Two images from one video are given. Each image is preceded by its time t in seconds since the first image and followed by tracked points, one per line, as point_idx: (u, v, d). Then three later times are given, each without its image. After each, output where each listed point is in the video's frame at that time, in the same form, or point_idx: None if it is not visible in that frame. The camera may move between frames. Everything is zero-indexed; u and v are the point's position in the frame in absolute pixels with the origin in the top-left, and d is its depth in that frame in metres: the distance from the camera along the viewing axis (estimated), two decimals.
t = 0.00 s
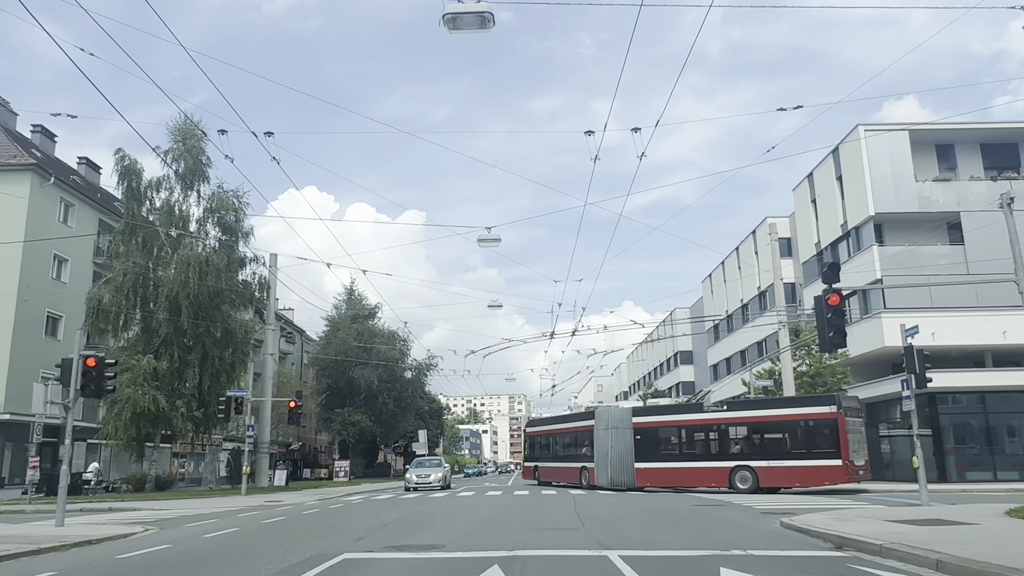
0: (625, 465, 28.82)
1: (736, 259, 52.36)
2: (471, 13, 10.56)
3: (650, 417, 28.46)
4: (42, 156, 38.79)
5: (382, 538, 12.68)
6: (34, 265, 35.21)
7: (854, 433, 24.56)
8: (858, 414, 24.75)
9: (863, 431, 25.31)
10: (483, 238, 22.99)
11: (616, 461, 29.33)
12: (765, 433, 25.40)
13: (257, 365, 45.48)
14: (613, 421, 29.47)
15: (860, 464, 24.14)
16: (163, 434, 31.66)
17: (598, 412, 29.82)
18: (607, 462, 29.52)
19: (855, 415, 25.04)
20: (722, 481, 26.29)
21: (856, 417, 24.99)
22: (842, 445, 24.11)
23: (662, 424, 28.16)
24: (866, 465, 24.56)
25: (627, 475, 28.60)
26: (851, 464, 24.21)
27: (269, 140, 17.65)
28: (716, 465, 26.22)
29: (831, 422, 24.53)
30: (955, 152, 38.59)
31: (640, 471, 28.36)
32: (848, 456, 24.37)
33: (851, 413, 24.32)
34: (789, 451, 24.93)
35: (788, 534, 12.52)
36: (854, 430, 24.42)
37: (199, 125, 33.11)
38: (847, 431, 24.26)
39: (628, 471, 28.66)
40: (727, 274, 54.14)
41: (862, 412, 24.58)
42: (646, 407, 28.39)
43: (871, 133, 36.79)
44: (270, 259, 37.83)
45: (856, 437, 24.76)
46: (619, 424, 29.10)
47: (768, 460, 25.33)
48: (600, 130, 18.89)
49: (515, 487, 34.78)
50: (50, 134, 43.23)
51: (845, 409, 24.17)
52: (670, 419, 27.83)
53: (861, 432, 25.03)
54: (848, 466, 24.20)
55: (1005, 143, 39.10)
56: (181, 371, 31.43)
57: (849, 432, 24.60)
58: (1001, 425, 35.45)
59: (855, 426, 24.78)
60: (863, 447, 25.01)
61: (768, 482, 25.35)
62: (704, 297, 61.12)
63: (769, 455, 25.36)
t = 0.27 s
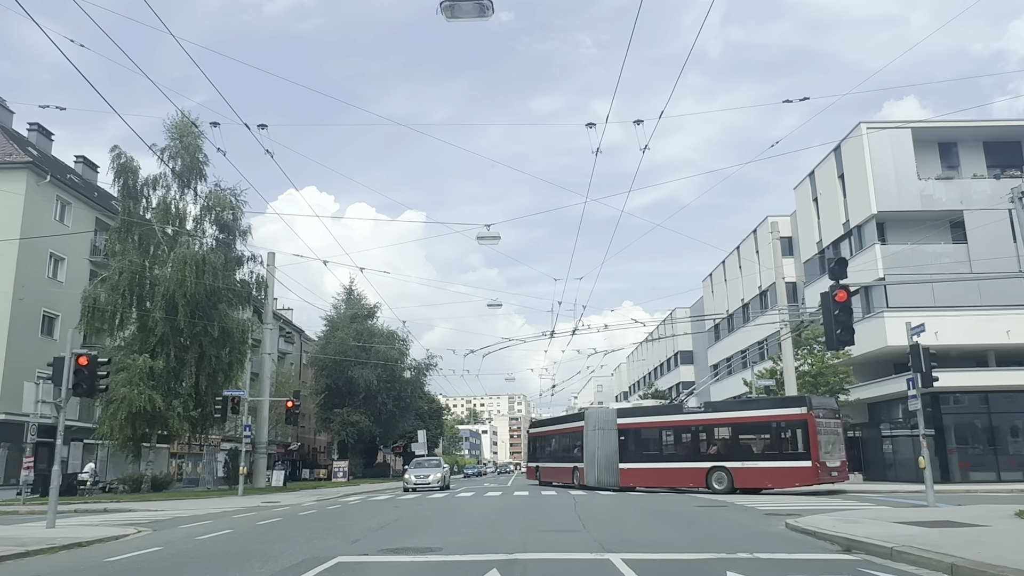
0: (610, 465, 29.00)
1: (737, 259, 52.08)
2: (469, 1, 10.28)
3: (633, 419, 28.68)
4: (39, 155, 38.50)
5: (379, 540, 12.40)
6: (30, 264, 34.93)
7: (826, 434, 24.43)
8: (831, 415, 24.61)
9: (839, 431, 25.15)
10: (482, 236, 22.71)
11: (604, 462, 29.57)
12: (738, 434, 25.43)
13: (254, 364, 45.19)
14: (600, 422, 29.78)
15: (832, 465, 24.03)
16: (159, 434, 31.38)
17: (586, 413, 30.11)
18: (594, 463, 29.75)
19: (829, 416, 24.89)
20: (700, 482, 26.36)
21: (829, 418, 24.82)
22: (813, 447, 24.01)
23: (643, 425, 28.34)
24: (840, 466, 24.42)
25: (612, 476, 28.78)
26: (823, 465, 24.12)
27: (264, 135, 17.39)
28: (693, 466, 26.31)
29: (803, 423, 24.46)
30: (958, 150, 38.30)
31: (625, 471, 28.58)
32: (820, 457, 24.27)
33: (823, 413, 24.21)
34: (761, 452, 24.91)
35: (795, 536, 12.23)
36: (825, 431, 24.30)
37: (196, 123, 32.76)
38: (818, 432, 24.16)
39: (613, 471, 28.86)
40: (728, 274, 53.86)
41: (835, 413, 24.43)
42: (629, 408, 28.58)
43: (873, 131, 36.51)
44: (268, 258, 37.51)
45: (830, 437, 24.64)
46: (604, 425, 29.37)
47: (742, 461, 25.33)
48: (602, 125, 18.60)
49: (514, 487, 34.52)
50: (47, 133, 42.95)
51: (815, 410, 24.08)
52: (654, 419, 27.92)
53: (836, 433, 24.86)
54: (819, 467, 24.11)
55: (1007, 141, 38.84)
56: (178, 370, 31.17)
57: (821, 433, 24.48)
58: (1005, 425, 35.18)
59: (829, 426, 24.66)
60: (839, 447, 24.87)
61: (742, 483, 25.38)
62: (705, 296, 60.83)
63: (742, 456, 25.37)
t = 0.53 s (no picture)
0: (598, 466, 29.11)
1: (737, 258, 51.81)
2: None
3: (619, 420, 28.91)
4: (35, 153, 38.23)
5: (375, 542, 12.12)
6: (26, 262, 34.63)
7: (798, 435, 24.33)
8: (804, 416, 24.47)
9: (815, 432, 24.98)
10: (481, 233, 22.45)
11: (593, 462, 29.68)
12: (712, 435, 25.44)
13: (252, 364, 44.90)
14: (588, 423, 29.93)
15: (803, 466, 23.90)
16: (156, 434, 31.10)
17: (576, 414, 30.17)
18: (584, 463, 29.90)
19: (802, 418, 24.77)
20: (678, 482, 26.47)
21: (802, 419, 24.66)
22: (783, 448, 23.92)
23: (626, 426, 28.54)
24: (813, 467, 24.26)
25: (599, 477, 28.87)
26: (794, 467, 24.02)
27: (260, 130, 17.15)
28: (670, 466, 26.43)
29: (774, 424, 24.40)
30: (960, 149, 38.03)
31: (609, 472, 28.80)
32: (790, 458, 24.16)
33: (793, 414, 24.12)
34: (734, 454, 24.89)
35: (800, 539, 11.94)
36: (795, 432, 24.19)
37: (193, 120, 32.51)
38: (787, 433, 24.05)
39: (599, 471, 29.04)
40: (728, 273, 53.63)
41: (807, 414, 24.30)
42: (614, 409, 28.80)
43: (875, 128, 36.24)
44: (266, 257, 37.27)
45: (803, 439, 24.52)
46: (591, 425, 29.52)
47: (717, 462, 25.32)
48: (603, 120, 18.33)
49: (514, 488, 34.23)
50: (44, 131, 42.69)
51: (784, 411, 24.00)
52: (636, 421, 28.13)
53: (810, 434, 24.70)
54: (790, 468, 23.99)
55: (1010, 139, 38.57)
56: (174, 369, 30.91)
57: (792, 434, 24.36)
58: (1008, 425, 34.92)
59: (802, 428, 24.56)
60: (814, 448, 24.72)
61: (718, 484, 25.37)
62: (705, 296, 60.58)
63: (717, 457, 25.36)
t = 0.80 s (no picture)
0: (586, 466, 29.53)
1: (738, 257, 51.58)
2: None
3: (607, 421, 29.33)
4: (32, 152, 37.97)
5: (371, 545, 11.87)
6: (23, 261, 34.35)
7: (768, 435, 24.31)
8: (775, 416, 24.46)
9: (791, 432, 24.90)
10: (480, 231, 22.21)
11: (582, 463, 29.96)
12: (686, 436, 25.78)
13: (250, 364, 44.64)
14: (576, 425, 30.26)
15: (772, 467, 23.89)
16: (152, 434, 30.85)
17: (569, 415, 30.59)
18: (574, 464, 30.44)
19: (776, 418, 24.71)
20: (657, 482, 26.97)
21: (774, 419, 24.61)
22: (751, 448, 23.99)
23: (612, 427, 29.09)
24: (784, 467, 24.20)
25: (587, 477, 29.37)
26: (763, 467, 24.05)
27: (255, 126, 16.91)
28: (649, 467, 26.92)
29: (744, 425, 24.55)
30: (964, 147, 37.74)
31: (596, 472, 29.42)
32: (760, 458, 24.20)
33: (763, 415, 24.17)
34: (706, 454, 25.22)
35: (806, 540, 11.69)
36: (764, 432, 24.21)
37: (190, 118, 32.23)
38: (755, 433, 24.08)
39: (588, 472, 29.58)
40: (729, 272, 53.40)
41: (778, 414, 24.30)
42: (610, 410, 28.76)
43: (878, 126, 35.98)
44: (264, 256, 37.00)
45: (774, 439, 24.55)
46: (580, 426, 30.00)
47: (692, 462, 25.70)
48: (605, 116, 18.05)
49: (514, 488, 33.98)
50: (41, 130, 42.44)
51: (752, 412, 24.08)
52: (620, 422, 28.62)
53: (783, 434, 24.65)
54: (758, 468, 24.02)
55: (1014, 138, 38.30)
56: (171, 369, 30.67)
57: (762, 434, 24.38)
58: (1012, 425, 34.66)
59: (774, 428, 24.57)
60: (788, 449, 24.68)
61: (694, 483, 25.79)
62: (706, 295, 60.34)
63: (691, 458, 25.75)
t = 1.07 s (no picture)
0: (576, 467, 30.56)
1: (739, 256, 51.36)
2: None
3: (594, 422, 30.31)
4: (28, 150, 37.70)
5: (367, 547, 11.60)
6: (19, 260, 34.08)
7: (740, 436, 24.97)
8: (746, 419, 25.05)
9: (766, 433, 25.45)
10: (480, 228, 21.96)
11: (572, 464, 30.82)
12: (663, 438, 26.63)
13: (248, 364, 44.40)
14: (569, 426, 31.13)
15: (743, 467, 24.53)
16: (149, 434, 30.60)
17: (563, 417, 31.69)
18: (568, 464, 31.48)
19: (748, 420, 25.31)
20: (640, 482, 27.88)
21: (746, 421, 25.21)
22: (721, 450, 24.73)
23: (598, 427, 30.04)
24: (757, 468, 24.80)
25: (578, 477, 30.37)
26: (735, 468, 24.73)
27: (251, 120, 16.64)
28: (631, 467, 27.86)
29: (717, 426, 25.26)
30: (967, 145, 37.47)
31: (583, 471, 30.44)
32: (731, 459, 24.87)
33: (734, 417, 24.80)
34: (683, 456, 26.01)
35: (812, 543, 11.42)
36: (735, 434, 24.85)
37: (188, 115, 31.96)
38: (725, 435, 24.76)
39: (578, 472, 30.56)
40: (730, 272, 53.18)
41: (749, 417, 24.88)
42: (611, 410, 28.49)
43: (880, 124, 35.74)
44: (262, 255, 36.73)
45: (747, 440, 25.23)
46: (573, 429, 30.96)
47: (669, 463, 26.56)
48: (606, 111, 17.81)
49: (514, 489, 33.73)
50: (38, 128, 42.20)
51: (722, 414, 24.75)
52: (604, 423, 29.55)
53: (756, 436, 25.24)
54: (729, 468, 24.71)
55: (1016, 136, 38.10)
56: (168, 368, 30.43)
57: (734, 436, 25.02)
58: (1015, 425, 34.40)
59: (747, 430, 25.20)
60: (763, 450, 25.25)
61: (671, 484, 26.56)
62: (707, 295, 60.11)
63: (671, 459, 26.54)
